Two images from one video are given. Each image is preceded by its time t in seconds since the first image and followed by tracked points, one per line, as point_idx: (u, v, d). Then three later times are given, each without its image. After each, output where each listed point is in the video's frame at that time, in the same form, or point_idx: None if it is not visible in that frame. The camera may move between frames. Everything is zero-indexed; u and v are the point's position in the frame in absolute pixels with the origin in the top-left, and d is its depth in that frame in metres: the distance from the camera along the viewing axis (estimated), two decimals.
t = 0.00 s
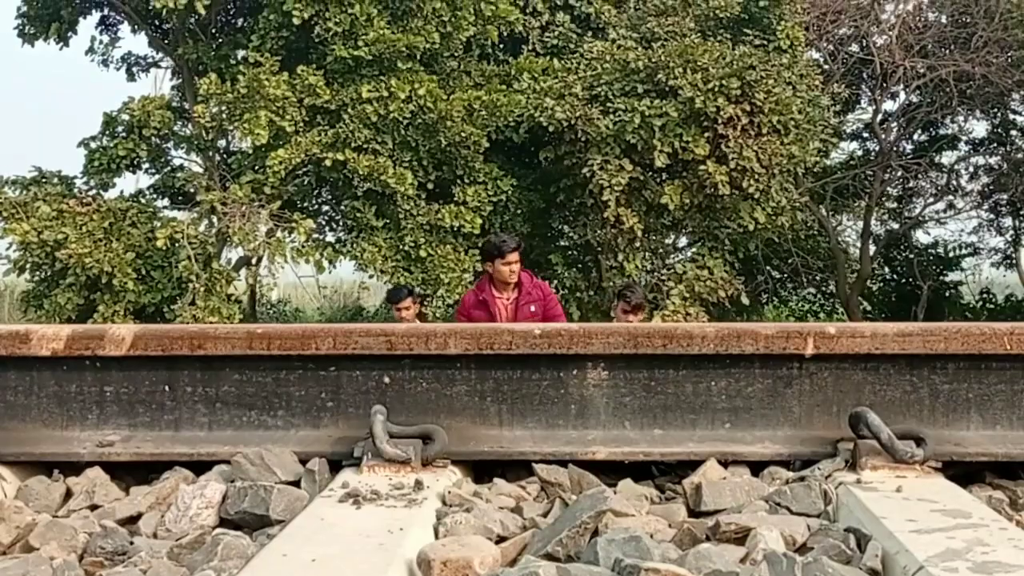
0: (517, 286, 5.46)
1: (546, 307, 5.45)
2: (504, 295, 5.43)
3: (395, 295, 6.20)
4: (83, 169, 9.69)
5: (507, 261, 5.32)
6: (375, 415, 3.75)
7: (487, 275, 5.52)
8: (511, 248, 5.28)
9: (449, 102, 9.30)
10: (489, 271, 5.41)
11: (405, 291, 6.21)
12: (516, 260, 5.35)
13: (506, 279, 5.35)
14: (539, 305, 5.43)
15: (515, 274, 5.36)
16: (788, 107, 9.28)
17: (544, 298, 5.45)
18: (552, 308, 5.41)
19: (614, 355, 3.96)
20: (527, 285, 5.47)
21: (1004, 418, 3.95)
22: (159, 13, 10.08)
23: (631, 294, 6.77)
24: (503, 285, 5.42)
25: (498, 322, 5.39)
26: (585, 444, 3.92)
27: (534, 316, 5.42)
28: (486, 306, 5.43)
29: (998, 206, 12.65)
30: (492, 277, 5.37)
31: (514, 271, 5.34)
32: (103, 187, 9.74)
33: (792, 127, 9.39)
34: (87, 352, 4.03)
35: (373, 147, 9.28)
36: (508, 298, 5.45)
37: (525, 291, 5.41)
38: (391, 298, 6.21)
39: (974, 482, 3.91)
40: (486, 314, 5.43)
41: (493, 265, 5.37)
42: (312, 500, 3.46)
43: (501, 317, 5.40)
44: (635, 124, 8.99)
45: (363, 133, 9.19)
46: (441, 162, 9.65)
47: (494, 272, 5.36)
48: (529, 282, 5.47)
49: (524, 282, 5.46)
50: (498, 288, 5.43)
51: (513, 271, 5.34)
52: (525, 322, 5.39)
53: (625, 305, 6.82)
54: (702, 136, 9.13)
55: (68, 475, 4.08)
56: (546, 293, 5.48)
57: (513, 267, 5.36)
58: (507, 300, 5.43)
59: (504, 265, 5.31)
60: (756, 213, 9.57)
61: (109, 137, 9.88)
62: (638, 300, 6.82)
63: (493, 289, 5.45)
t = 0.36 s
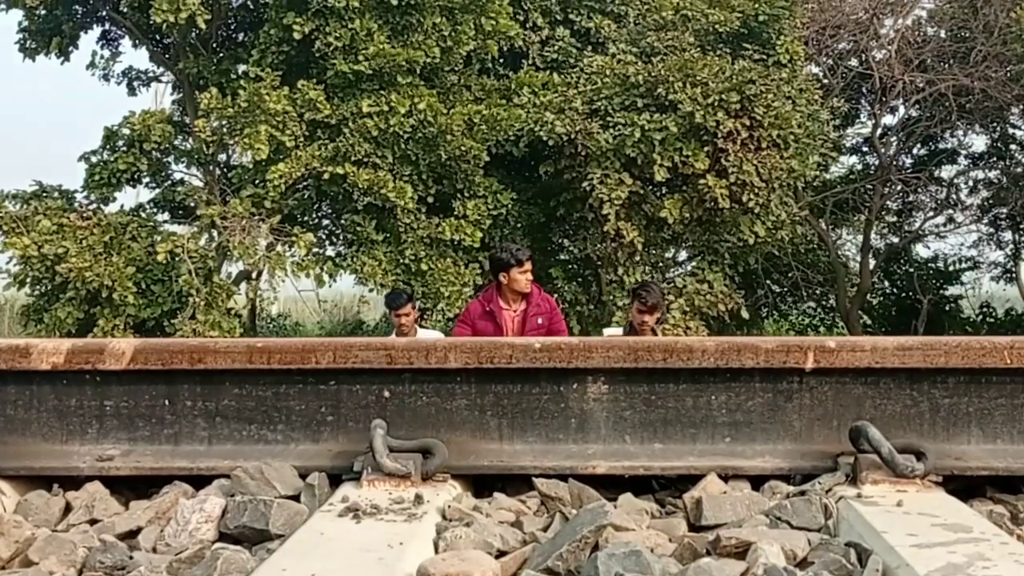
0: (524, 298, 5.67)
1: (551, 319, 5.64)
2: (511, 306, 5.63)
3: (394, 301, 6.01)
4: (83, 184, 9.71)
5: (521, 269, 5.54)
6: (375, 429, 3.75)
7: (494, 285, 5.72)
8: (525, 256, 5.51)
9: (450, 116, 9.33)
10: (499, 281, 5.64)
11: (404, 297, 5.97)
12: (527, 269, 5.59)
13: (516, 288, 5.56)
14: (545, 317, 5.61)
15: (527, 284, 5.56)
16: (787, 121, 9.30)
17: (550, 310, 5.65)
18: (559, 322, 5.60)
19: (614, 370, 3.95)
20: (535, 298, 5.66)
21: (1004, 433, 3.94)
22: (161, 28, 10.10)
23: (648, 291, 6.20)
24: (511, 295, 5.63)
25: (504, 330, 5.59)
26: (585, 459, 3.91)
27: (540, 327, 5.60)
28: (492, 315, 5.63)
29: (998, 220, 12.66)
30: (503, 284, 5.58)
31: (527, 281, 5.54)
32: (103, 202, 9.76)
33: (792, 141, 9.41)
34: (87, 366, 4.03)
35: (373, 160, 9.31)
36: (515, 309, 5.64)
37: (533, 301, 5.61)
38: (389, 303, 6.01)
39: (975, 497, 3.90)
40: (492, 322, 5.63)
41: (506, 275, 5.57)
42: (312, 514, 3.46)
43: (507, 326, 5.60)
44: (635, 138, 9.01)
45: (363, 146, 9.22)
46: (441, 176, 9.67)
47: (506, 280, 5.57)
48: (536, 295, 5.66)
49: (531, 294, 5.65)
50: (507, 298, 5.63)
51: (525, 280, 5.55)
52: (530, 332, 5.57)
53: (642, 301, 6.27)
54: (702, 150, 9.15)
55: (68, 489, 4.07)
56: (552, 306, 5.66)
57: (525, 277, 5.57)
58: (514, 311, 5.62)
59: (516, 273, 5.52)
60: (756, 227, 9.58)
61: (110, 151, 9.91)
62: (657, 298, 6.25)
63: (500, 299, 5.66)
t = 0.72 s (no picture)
0: (536, 303, 5.18)
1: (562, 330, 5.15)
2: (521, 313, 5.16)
3: (402, 318, 5.92)
4: (84, 198, 9.73)
5: (536, 273, 5.07)
6: (375, 443, 3.74)
7: (506, 287, 5.25)
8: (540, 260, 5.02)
9: (449, 130, 9.35)
10: (511, 283, 5.16)
11: (412, 318, 5.84)
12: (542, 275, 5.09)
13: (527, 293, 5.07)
14: (555, 327, 5.12)
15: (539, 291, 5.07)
16: (787, 135, 9.32)
17: (563, 321, 5.15)
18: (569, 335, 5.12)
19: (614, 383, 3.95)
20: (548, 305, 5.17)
21: (1005, 446, 3.94)
22: (162, 42, 10.12)
23: (644, 278, 5.38)
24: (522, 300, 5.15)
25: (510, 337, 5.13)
26: (585, 473, 3.91)
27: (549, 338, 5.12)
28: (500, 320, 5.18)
29: (998, 234, 12.67)
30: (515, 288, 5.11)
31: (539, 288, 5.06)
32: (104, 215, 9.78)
33: (791, 154, 9.43)
34: (87, 379, 4.03)
35: (373, 174, 9.32)
36: (525, 316, 5.17)
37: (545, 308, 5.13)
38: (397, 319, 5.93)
39: (975, 511, 3.89)
40: (499, 326, 5.19)
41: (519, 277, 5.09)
42: (312, 528, 3.45)
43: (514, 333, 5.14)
44: (634, 152, 9.03)
45: (363, 160, 9.24)
46: (441, 190, 9.68)
47: (519, 284, 5.08)
48: (549, 303, 5.16)
49: (544, 302, 5.16)
50: (517, 303, 5.15)
51: (539, 285, 5.07)
52: (537, 343, 5.11)
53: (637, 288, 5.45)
54: (702, 164, 9.17)
55: (67, 503, 4.07)
56: (565, 316, 5.17)
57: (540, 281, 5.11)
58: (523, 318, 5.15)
59: (529, 277, 5.04)
60: (756, 241, 9.59)
61: (111, 165, 9.92)
62: (654, 284, 5.43)
63: (510, 303, 5.18)
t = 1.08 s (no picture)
0: (541, 289, 5.23)
1: (565, 319, 5.19)
2: (525, 297, 5.21)
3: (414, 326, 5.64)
4: (84, 213, 9.76)
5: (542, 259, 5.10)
6: (374, 458, 3.74)
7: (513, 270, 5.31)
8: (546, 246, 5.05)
9: (450, 145, 9.38)
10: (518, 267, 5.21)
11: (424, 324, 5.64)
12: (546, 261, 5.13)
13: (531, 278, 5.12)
14: (558, 315, 5.18)
15: (543, 276, 5.11)
16: (786, 149, 9.34)
17: (566, 309, 5.20)
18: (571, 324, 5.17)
19: (614, 398, 3.95)
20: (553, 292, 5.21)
21: (1006, 461, 3.93)
22: (163, 57, 10.14)
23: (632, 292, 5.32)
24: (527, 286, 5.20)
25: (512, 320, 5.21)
26: (585, 487, 3.90)
27: (550, 325, 5.17)
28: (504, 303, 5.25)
29: (998, 248, 12.68)
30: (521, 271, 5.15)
31: (543, 274, 5.10)
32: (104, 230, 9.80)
33: (790, 169, 9.46)
34: (87, 394, 4.02)
35: (373, 188, 9.33)
36: (529, 301, 5.23)
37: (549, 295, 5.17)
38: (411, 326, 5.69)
39: (976, 525, 3.89)
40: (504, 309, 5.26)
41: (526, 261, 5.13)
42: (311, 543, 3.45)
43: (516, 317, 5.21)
44: (634, 167, 9.04)
45: (363, 175, 9.26)
46: (441, 205, 9.69)
47: (524, 268, 5.14)
48: (554, 290, 5.21)
49: (549, 288, 5.20)
50: (522, 287, 5.21)
51: (544, 271, 5.11)
52: (538, 330, 5.16)
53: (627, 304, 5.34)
54: (702, 178, 9.18)
55: (67, 518, 4.06)
56: (569, 304, 5.21)
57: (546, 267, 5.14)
58: (527, 303, 5.21)
59: (533, 263, 5.09)
60: (756, 255, 9.60)
61: (111, 180, 9.94)
62: (644, 299, 5.32)
63: (515, 286, 5.25)
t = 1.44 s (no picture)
0: (535, 275, 4.92)
1: (562, 306, 4.90)
2: (518, 285, 4.91)
3: (412, 304, 5.53)
4: (84, 224, 9.77)
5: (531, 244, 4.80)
6: (375, 469, 3.73)
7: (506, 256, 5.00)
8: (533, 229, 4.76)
9: (450, 156, 9.39)
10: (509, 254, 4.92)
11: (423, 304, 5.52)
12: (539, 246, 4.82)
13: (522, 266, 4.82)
14: (553, 303, 4.88)
15: (534, 263, 4.81)
16: (785, 160, 9.36)
17: (561, 295, 4.90)
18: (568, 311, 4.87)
19: (614, 409, 3.94)
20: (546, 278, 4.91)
21: (1006, 472, 3.93)
22: (164, 69, 10.17)
23: (625, 286, 5.24)
24: (519, 273, 4.90)
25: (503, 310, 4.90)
26: (586, 499, 3.89)
27: (546, 314, 4.88)
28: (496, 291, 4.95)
29: (998, 260, 12.69)
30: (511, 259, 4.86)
31: (533, 261, 4.80)
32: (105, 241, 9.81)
33: (790, 180, 9.48)
34: (87, 406, 4.02)
35: (373, 200, 9.34)
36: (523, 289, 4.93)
37: (543, 282, 4.87)
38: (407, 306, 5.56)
39: (976, 537, 3.88)
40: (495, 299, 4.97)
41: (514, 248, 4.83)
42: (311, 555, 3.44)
43: (508, 306, 4.90)
44: (634, 178, 9.05)
45: (364, 186, 9.27)
46: (441, 216, 9.69)
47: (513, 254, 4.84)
48: (550, 276, 4.90)
49: (543, 274, 4.90)
50: (514, 275, 4.91)
51: (534, 256, 4.80)
52: (533, 319, 4.87)
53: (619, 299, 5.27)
54: (702, 190, 9.19)
55: (67, 530, 4.05)
56: (566, 291, 4.91)
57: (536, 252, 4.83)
58: (520, 291, 4.91)
59: (524, 249, 4.79)
60: (756, 266, 9.61)
61: (111, 191, 9.95)
62: (637, 292, 5.26)
63: (507, 275, 4.95)
